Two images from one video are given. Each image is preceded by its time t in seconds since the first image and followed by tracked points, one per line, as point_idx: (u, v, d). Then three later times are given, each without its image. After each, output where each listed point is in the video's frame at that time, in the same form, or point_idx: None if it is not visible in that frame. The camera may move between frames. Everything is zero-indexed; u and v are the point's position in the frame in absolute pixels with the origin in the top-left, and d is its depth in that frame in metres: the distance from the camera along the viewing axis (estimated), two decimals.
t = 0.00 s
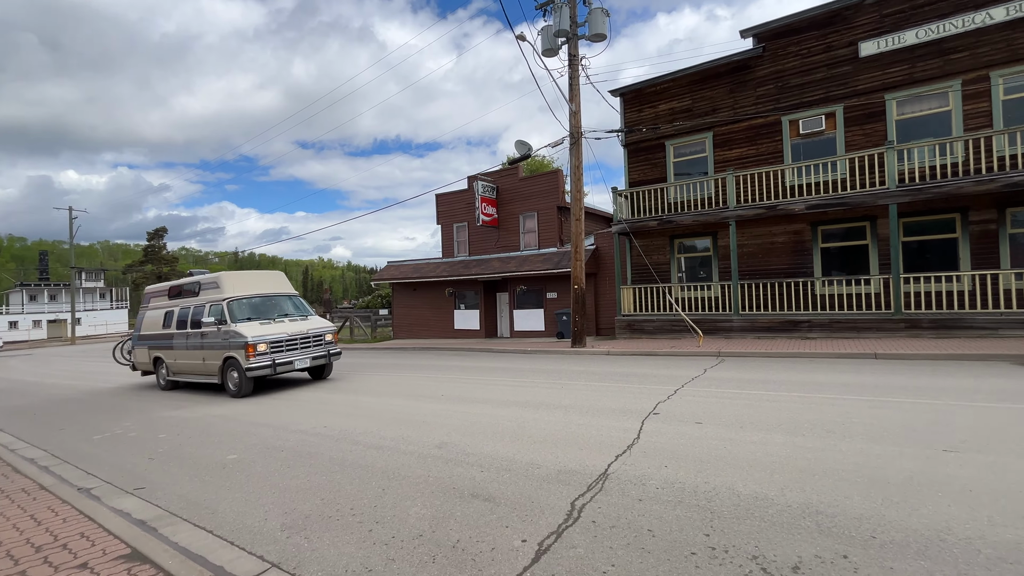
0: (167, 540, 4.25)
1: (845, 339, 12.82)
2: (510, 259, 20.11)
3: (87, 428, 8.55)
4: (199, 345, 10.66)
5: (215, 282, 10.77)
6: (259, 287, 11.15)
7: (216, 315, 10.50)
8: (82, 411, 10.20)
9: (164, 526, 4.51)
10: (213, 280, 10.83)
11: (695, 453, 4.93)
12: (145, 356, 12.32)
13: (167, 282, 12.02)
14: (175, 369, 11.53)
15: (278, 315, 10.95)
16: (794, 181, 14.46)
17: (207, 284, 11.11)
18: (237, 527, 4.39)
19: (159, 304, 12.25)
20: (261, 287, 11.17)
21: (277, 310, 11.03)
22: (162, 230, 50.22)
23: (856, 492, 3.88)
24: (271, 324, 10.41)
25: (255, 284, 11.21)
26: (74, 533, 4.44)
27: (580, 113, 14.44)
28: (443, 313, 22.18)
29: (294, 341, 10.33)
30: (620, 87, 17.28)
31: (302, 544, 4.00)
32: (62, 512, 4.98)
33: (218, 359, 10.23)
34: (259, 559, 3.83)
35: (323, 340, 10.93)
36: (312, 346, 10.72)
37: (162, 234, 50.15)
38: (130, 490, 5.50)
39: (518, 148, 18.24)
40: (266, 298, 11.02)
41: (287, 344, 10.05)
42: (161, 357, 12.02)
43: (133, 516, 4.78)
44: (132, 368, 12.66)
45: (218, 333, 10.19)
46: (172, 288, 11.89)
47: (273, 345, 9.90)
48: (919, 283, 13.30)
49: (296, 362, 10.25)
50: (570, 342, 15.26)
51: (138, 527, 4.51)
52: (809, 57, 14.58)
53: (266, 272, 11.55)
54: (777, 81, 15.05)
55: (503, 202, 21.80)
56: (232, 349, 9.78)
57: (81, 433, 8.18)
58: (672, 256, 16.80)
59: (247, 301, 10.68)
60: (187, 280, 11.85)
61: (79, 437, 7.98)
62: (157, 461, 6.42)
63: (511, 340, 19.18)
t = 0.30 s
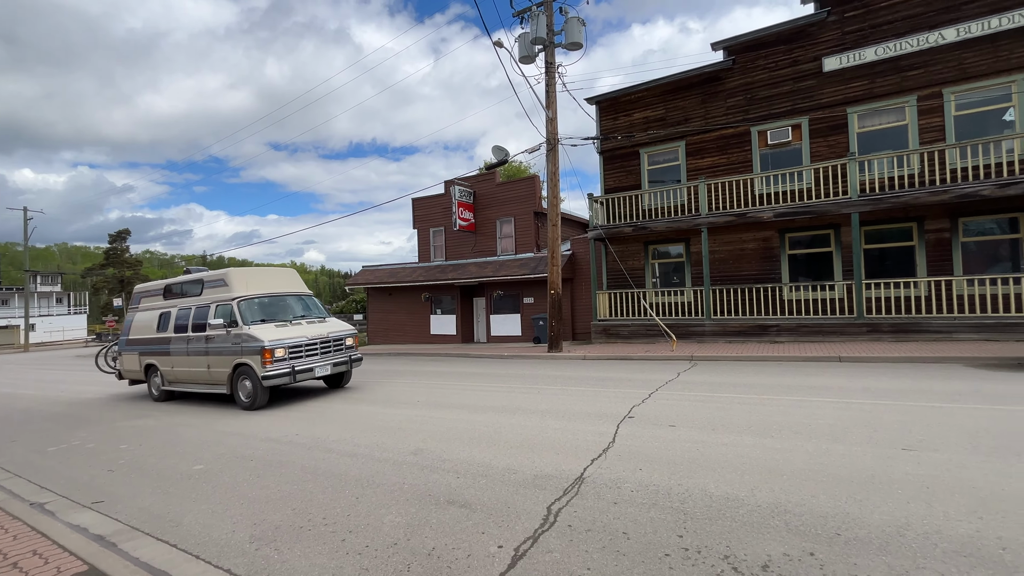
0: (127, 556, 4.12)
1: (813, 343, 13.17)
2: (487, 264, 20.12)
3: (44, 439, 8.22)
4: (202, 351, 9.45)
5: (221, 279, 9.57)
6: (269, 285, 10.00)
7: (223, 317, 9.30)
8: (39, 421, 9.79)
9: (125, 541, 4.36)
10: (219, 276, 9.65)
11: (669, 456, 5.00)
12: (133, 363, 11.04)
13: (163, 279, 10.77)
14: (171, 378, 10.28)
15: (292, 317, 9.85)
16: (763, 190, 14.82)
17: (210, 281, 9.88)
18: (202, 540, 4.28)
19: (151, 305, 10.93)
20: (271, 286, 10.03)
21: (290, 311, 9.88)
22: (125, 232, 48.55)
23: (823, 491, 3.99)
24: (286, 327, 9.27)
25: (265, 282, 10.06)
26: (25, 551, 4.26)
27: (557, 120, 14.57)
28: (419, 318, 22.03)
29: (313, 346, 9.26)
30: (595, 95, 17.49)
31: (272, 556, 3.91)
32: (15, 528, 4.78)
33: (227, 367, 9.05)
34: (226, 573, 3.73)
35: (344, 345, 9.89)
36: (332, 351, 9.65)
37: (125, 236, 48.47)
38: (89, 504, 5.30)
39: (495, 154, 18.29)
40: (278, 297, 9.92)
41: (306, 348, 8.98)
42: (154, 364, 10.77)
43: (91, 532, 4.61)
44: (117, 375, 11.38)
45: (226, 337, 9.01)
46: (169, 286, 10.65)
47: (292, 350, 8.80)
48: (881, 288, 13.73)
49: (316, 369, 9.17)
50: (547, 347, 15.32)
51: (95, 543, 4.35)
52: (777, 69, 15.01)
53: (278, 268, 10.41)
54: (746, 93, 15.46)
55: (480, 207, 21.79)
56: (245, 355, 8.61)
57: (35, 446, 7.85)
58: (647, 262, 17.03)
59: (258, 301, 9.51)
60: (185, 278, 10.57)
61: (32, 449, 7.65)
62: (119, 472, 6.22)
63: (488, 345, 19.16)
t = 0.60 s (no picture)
0: (80, 573, 3.96)
1: (780, 347, 13.50)
2: (462, 269, 20.07)
3: None
4: (216, 355, 8.55)
5: (237, 275, 8.70)
6: (288, 282, 9.11)
7: (242, 317, 8.44)
8: None
9: (79, 557, 4.19)
10: (234, 272, 8.73)
11: (641, 459, 5.08)
12: (126, 371, 9.96)
13: (163, 277, 9.77)
14: (174, 387, 9.31)
15: (317, 317, 8.96)
16: (733, 198, 15.17)
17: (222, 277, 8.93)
18: (163, 554, 4.14)
19: (150, 304, 9.88)
20: (291, 283, 9.15)
21: (313, 310, 9.02)
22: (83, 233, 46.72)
23: (788, 491, 4.10)
24: (312, 328, 8.42)
25: (284, 278, 9.14)
26: None
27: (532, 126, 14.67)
28: (393, 323, 21.82)
29: (345, 351, 8.44)
30: (570, 103, 17.69)
31: (238, 568, 3.82)
32: None
33: (247, 373, 8.18)
34: None
35: (374, 350, 9.08)
36: (363, 356, 8.82)
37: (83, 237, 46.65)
38: (39, 519, 5.06)
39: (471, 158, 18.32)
40: (300, 295, 9.04)
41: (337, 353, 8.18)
42: (152, 372, 9.74)
43: (42, 548, 4.41)
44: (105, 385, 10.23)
45: (245, 340, 8.16)
46: (171, 284, 9.65)
47: (323, 355, 7.97)
48: (842, 294, 14.18)
49: (348, 376, 8.32)
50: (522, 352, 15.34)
51: (45, 560, 4.16)
52: (745, 82, 15.44)
53: (297, 263, 9.47)
54: (716, 104, 15.84)
55: (455, 211, 21.77)
56: (271, 360, 7.77)
57: None
58: (620, 268, 17.25)
59: (278, 300, 8.65)
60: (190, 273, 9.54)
61: None
62: (74, 485, 5.97)
63: (462, 350, 19.09)
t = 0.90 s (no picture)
0: None
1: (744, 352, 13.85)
2: (433, 273, 19.95)
3: None
4: (238, 360, 7.54)
5: (262, 269, 7.68)
6: (318, 278, 8.16)
7: (271, 318, 7.46)
8: None
9: None
10: (258, 267, 7.74)
11: (609, 462, 5.15)
12: (121, 379, 8.78)
13: (168, 271, 8.67)
14: (181, 397, 8.21)
15: (352, 318, 8.05)
16: (699, 207, 15.51)
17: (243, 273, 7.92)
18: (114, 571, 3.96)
19: (153, 303, 8.71)
20: (320, 279, 8.20)
21: (348, 310, 8.14)
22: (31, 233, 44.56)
23: (750, 491, 4.21)
24: (351, 329, 7.54)
25: (314, 274, 8.20)
26: None
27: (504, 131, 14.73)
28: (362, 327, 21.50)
29: (387, 355, 7.61)
30: (542, 110, 17.84)
31: None
32: None
33: (278, 381, 7.24)
34: None
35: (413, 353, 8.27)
36: (405, 361, 8.04)
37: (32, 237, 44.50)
38: None
39: (443, 162, 18.26)
40: (331, 293, 8.12)
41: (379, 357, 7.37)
42: (152, 380, 8.61)
43: None
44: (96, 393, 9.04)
45: (275, 343, 7.22)
46: (178, 278, 8.54)
47: (366, 360, 7.15)
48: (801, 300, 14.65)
49: (392, 384, 7.53)
50: (493, 356, 15.32)
51: None
52: (712, 94, 15.86)
53: (326, 258, 8.53)
54: (683, 115, 16.22)
55: (426, 215, 21.65)
56: (310, 366, 6.85)
57: None
58: (591, 273, 17.45)
59: (311, 297, 7.70)
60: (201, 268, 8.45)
61: None
62: (17, 499, 5.66)
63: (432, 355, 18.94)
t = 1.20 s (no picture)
0: None
1: (703, 356, 14.20)
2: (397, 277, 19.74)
3: None
4: (273, 366, 6.68)
5: (300, 263, 6.86)
6: (357, 275, 7.35)
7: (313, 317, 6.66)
8: None
9: None
10: (293, 261, 6.91)
11: (571, 466, 5.21)
12: (119, 388, 7.75)
13: (178, 265, 7.70)
14: (196, 408, 7.29)
15: (399, 318, 7.29)
16: (661, 215, 15.87)
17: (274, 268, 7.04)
18: None
19: (160, 302, 7.67)
20: (359, 275, 7.40)
21: (393, 309, 7.39)
22: None
23: (707, 491, 4.33)
24: (402, 329, 6.84)
25: (354, 269, 7.39)
26: None
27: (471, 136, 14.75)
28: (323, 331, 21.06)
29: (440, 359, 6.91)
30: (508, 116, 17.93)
31: None
32: None
33: (323, 391, 6.43)
34: None
35: (463, 357, 7.59)
36: (456, 365, 7.39)
37: None
38: None
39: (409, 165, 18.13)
40: (374, 291, 7.36)
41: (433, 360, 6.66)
42: (159, 389, 7.61)
43: None
44: (86, 404, 8.03)
45: (320, 345, 6.43)
46: (193, 273, 7.57)
47: (424, 365, 6.44)
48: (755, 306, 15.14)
49: (448, 391, 6.87)
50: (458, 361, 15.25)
51: None
52: (674, 105, 16.28)
53: (364, 253, 7.73)
54: (645, 126, 16.60)
55: (391, 219, 21.43)
56: (365, 371, 6.11)
57: None
58: (556, 279, 17.61)
59: (356, 294, 6.94)
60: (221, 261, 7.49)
61: None
62: None
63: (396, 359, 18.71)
